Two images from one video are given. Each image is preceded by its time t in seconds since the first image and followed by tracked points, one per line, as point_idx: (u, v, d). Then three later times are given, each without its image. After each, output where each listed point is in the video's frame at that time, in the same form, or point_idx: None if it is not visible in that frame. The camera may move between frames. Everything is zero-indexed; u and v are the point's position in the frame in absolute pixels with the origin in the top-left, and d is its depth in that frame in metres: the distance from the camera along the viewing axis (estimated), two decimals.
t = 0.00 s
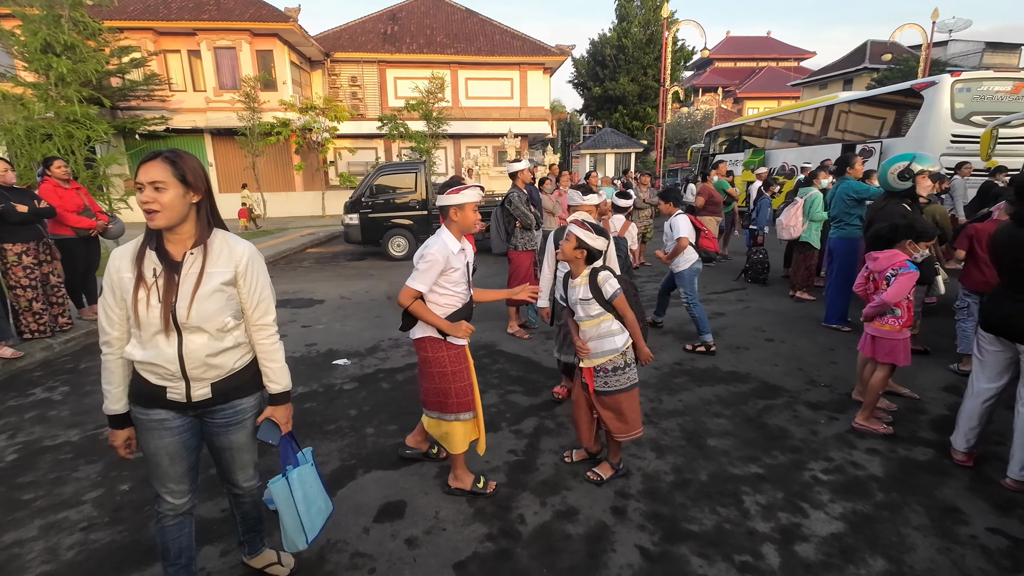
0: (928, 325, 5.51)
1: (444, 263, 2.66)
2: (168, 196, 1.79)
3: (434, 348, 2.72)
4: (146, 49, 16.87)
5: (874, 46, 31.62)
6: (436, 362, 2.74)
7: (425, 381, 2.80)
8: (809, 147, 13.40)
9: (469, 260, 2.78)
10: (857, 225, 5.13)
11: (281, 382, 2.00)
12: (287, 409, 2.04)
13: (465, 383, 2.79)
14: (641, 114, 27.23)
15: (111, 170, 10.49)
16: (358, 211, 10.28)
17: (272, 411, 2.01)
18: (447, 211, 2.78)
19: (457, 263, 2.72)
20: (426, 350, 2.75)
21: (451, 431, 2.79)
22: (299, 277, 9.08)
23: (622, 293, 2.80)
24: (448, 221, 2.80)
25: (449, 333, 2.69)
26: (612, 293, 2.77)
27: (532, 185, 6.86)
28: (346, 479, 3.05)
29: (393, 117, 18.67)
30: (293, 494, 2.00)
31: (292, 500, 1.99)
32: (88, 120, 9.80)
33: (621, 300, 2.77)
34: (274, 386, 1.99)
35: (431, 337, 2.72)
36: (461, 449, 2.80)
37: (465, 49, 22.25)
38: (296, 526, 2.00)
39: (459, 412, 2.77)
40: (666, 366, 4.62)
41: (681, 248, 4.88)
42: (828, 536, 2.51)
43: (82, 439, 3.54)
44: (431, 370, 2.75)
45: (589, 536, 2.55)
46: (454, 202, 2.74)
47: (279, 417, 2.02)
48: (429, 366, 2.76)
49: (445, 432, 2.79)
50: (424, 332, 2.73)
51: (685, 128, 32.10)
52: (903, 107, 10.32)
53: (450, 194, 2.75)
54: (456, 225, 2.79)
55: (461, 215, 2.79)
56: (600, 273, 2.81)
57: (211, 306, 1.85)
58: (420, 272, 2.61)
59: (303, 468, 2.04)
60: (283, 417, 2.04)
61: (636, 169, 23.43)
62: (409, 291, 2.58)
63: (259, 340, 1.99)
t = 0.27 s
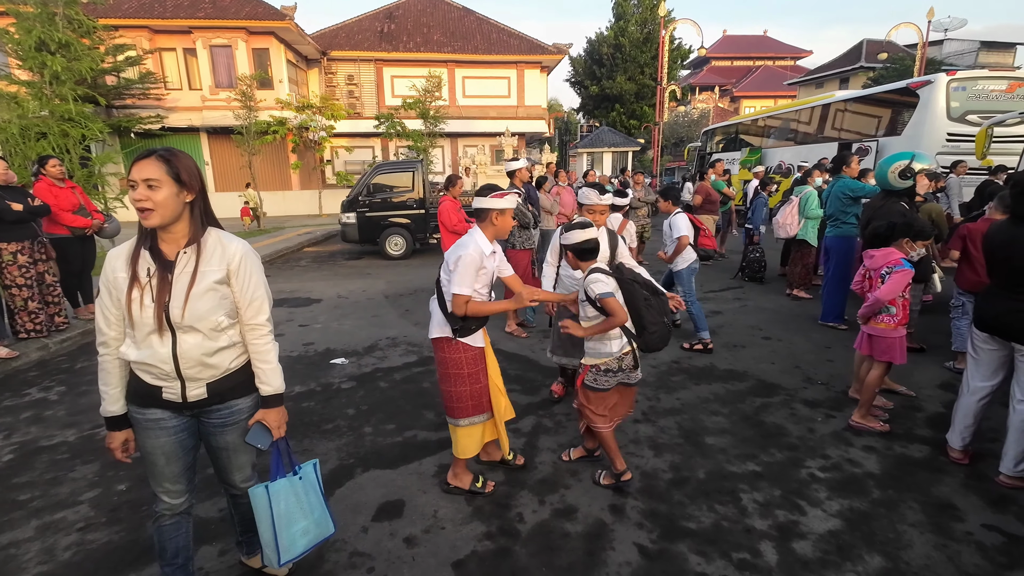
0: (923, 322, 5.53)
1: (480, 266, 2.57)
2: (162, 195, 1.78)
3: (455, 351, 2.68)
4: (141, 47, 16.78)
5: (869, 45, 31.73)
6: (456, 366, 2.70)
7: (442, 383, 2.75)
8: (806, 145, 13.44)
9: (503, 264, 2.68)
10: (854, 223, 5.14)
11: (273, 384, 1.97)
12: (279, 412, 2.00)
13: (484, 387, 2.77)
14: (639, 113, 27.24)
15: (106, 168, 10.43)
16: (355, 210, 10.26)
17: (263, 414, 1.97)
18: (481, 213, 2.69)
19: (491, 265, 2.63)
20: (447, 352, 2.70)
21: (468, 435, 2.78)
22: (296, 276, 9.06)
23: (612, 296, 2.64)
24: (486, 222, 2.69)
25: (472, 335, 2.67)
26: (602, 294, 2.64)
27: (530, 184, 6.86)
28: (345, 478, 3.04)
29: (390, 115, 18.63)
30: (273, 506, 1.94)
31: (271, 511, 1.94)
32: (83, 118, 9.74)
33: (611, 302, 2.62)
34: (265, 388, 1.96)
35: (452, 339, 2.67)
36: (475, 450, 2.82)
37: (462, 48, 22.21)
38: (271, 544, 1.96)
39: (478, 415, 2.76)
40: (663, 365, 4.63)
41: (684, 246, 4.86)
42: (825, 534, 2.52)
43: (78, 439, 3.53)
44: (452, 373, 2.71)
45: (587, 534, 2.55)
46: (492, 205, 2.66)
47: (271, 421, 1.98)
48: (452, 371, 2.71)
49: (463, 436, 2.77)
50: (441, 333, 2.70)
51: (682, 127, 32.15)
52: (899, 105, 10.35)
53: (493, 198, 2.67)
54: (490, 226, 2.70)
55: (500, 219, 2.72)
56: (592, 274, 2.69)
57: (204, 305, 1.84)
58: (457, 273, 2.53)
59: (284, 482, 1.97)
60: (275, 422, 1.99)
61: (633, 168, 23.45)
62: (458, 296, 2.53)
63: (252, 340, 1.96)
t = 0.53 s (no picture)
0: (920, 321, 5.54)
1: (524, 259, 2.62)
2: (155, 193, 1.77)
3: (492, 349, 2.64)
4: (138, 46, 16.72)
5: (867, 44, 31.78)
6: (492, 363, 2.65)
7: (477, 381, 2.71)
8: (804, 144, 13.45)
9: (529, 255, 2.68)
10: (851, 221, 5.16)
11: (267, 384, 1.96)
12: (273, 412, 1.99)
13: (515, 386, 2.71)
14: (637, 112, 27.24)
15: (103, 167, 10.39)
16: (353, 209, 10.24)
17: (256, 414, 1.96)
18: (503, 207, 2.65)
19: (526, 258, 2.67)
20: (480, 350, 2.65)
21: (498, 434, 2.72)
22: (294, 276, 9.03)
23: (633, 291, 2.66)
24: (507, 215, 2.68)
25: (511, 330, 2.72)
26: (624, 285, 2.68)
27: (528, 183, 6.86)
28: (343, 478, 3.04)
29: (388, 114, 18.61)
30: (258, 507, 1.94)
31: (256, 513, 1.94)
32: (79, 117, 9.69)
33: (627, 295, 2.65)
34: (260, 388, 1.95)
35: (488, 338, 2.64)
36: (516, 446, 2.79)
37: (460, 46, 22.18)
38: (254, 546, 1.96)
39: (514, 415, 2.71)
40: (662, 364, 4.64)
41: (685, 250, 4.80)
42: (824, 532, 2.52)
43: (76, 439, 3.52)
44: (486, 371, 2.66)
45: (587, 533, 2.56)
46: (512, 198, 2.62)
47: (264, 421, 1.97)
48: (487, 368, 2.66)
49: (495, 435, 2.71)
50: (473, 331, 2.64)
51: (680, 126, 32.17)
52: (897, 104, 10.36)
53: (511, 190, 2.63)
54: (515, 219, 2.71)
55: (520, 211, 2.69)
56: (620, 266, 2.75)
57: (201, 304, 1.83)
58: (513, 267, 2.53)
59: (268, 485, 1.96)
60: (267, 421, 1.98)
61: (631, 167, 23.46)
62: (537, 281, 2.54)
63: (248, 340, 1.95)
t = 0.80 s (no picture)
0: (919, 320, 5.55)
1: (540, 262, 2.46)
2: (151, 193, 1.77)
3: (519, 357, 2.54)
4: (136, 45, 16.67)
5: (866, 44, 31.79)
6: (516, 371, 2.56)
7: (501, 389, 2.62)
8: (803, 144, 13.45)
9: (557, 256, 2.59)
10: (850, 221, 5.15)
11: (265, 383, 1.97)
12: (269, 411, 1.99)
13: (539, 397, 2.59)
14: (636, 111, 27.21)
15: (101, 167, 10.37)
16: (352, 209, 10.23)
17: (253, 412, 1.96)
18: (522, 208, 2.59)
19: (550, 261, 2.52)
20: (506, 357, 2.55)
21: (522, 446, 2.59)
22: (293, 275, 9.02)
23: (651, 287, 2.68)
24: (530, 215, 2.57)
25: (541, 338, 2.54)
26: (644, 282, 2.70)
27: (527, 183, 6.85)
28: (342, 478, 3.03)
29: (387, 114, 18.58)
30: (263, 497, 1.95)
31: (262, 502, 1.95)
32: (77, 116, 9.68)
33: (646, 292, 2.68)
34: (258, 387, 1.96)
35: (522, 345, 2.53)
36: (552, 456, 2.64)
37: (459, 46, 22.16)
38: (259, 531, 1.97)
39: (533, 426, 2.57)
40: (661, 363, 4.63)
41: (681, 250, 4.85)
42: (822, 531, 2.52)
43: (74, 438, 3.51)
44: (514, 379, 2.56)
45: (586, 532, 2.55)
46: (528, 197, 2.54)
47: (260, 419, 1.98)
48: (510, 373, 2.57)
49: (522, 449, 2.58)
50: (503, 339, 2.53)
51: (679, 125, 32.18)
52: (895, 104, 10.37)
53: (526, 189, 2.55)
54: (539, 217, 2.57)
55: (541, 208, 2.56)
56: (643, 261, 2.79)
57: (198, 304, 1.82)
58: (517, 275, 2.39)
59: (276, 472, 1.97)
60: (265, 419, 1.99)
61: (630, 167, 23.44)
62: (514, 301, 2.39)
63: (245, 339, 1.95)
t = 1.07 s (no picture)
0: (918, 320, 5.55)
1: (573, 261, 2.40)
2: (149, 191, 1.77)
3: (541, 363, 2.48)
4: (134, 44, 16.65)
5: (865, 44, 31.79)
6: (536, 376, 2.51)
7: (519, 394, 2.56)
8: (802, 143, 13.46)
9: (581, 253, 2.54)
10: (849, 221, 5.12)
11: (268, 378, 1.98)
12: (272, 406, 2.03)
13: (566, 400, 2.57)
14: (635, 111, 27.17)
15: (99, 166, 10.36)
16: (351, 209, 10.22)
17: (257, 408, 2.00)
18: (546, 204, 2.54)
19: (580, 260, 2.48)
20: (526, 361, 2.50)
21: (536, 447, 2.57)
22: (292, 275, 9.01)
23: (664, 303, 2.74)
24: (552, 211, 2.55)
25: (569, 342, 2.48)
26: (661, 296, 2.74)
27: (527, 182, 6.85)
28: (341, 477, 3.03)
29: (386, 114, 18.57)
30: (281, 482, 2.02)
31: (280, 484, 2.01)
32: (76, 115, 9.67)
33: (659, 308, 2.74)
34: (261, 382, 1.97)
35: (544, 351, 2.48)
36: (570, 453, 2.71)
37: (458, 45, 22.14)
38: (280, 502, 2.02)
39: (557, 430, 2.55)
40: (660, 363, 4.63)
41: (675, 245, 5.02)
42: (821, 530, 2.53)
43: (72, 438, 3.51)
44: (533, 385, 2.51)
45: (585, 532, 2.55)
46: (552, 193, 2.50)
47: (264, 414, 2.01)
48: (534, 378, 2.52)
49: (532, 450, 2.56)
50: (523, 342, 2.48)
51: (679, 125, 32.19)
52: (894, 104, 10.37)
53: (551, 184, 2.50)
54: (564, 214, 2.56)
55: (566, 205, 2.54)
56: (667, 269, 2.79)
57: (199, 302, 1.82)
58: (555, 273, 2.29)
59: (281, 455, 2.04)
60: (267, 414, 2.03)
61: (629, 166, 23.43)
62: (563, 301, 2.28)
63: (246, 337, 1.96)
